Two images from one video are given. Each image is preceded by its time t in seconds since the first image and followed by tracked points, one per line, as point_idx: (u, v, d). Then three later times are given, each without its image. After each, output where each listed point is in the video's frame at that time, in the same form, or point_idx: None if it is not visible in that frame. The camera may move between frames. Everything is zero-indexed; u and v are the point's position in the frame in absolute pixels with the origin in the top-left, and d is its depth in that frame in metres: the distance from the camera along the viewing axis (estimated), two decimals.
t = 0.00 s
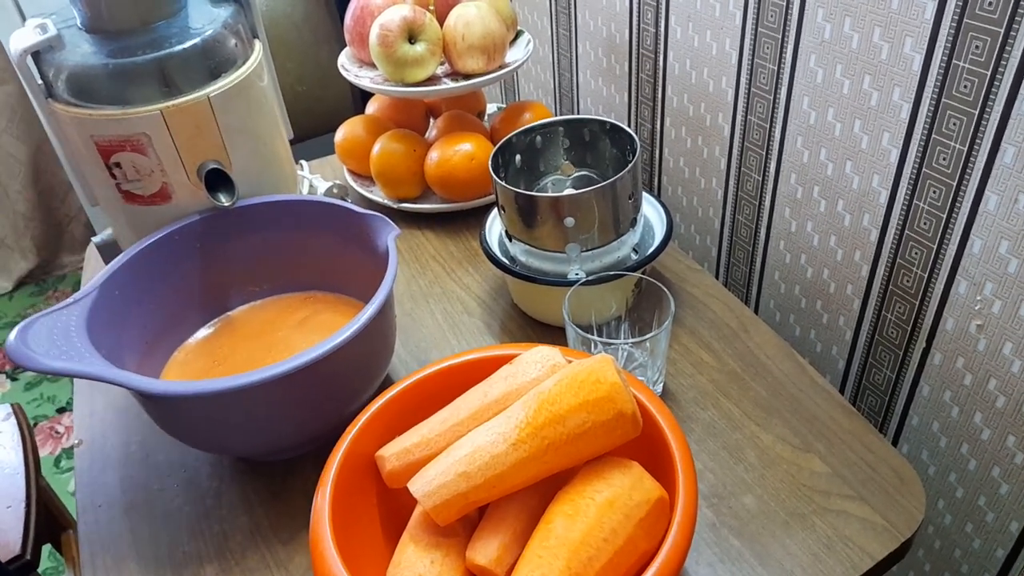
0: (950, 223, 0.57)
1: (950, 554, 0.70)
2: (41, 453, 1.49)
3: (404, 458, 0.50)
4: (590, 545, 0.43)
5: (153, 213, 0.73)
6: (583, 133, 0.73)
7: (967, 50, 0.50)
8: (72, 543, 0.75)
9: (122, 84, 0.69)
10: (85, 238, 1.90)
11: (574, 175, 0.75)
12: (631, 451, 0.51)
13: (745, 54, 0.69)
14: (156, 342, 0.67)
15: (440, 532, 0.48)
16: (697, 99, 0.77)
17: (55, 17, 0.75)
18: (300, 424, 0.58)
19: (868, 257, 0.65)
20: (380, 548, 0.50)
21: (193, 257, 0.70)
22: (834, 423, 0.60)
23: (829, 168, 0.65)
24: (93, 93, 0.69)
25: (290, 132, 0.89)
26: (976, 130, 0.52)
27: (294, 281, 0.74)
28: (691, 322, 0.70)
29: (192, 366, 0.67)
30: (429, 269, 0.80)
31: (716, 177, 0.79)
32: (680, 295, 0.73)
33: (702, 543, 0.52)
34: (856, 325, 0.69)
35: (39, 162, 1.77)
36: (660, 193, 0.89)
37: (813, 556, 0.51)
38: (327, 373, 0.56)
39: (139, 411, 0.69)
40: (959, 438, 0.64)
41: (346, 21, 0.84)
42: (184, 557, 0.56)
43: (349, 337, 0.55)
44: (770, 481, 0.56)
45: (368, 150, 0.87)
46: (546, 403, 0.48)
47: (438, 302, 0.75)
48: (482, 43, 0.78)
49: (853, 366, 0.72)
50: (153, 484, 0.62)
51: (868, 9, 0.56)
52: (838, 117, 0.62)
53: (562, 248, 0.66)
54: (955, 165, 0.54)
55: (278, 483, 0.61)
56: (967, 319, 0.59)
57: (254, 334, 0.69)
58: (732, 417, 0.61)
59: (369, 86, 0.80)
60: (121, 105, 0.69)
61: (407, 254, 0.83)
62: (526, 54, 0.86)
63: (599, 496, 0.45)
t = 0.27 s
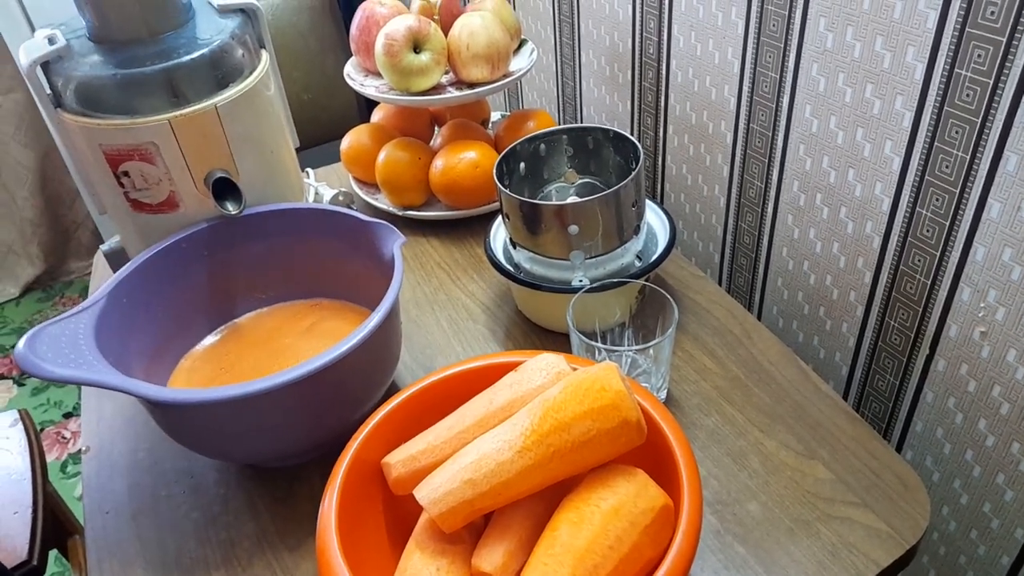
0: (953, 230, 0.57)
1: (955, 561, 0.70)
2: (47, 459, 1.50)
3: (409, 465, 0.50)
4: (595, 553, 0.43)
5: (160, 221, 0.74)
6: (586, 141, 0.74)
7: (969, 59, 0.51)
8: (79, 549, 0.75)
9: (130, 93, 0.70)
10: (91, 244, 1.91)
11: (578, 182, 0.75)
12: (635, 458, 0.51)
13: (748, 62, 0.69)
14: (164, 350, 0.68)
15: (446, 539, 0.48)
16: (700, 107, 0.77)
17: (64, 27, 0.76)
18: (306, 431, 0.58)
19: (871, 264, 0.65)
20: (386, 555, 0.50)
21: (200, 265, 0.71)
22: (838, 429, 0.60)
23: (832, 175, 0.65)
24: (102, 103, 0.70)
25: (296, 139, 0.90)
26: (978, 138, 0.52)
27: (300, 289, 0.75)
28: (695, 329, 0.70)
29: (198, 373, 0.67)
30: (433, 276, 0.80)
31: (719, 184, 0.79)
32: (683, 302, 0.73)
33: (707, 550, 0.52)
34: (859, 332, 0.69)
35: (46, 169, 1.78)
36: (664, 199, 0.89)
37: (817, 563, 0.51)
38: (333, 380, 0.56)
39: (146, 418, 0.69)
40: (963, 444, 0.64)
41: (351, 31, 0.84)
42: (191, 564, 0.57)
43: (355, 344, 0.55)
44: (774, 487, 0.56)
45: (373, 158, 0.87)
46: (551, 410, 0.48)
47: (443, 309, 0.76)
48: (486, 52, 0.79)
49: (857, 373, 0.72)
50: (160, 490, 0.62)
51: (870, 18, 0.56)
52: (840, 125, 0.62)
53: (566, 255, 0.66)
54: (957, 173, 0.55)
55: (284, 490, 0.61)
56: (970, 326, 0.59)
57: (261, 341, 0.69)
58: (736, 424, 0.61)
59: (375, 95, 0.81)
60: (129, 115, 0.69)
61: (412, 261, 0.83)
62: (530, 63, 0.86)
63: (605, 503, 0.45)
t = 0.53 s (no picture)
0: (956, 235, 0.56)
1: (957, 568, 0.69)
2: (44, 462, 1.49)
3: (409, 471, 0.49)
4: (597, 560, 0.43)
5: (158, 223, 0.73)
6: (588, 144, 0.73)
7: (974, 63, 0.50)
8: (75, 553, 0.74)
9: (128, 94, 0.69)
10: (89, 246, 1.90)
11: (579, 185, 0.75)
12: (638, 465, 0.51)
13: (750, 65, 0.69)
14: (161, 353, 0.67)
15: (445, 546, 0.47)
16: (702, 110, 0.77)
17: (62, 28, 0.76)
18: (305, 436, 0.57)
19: (873, 269, 0.65)
20: (386, 561, 0.50)
21: (198, 268, 0.70)
22: (841, 436, 0.60)
23: (834, 179, 0.65)
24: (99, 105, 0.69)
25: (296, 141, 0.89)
26: (982, 143, 0.52)
27: (299, 292, 0.74)
28: (696, 334, 0.70)
29: (196, 377, 0.67)
30: (433, 280, 0.80)
31: (721, 188, 0.79)
32: (685, 307, 0.73)
33: (709, 557, 0.52)
34: (861, 337, 0.69)
35: (44, 170, 1.78)
36: (664, 203, 0.89)
37: (820, 571, 0.51)
38: (332, 385, 0.56)
39: (143, 421, 0.69)
40: (966, 451, 0.64)
41: (351, 32, 0.84)
42: (188, 569, 0.56)
43: (354, 349, 0.55)
44: (776, 494, 0.56)
45: (373, 160, 0.87)
46: (553, 416, 0.47)
47: (442, 312, 0.75)
48: (487, 54, 0.78)
49: (859, 378, 0.72)
50: (157, 495, 0.62)
51: (874, 22, 0.56)
52: (843, 129, 0.62)
53: (567, 259, 0.66)
54: (961, 178, 0.54)
55: (283, 495, 0.61)
56: (973, 332, 0.58)
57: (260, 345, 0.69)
58: (738, 430, 0.61)
59: (375, 97, 0.81)
60: (127, 117, 0.69)
61: (412, 264, 0.83)
62: (531, 65, 0.86)
63: (606, 510, 0.45)
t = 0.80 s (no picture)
0: (963, 238, 0.56)
1: (965, 570, 0.69)
2: (51, 464, 1.50)
3: (416, 473, 0.49)
4: (604, 563, 0.43)
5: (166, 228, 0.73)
6: (593, 147, 0.73)
7: (981, 65, 0.50)
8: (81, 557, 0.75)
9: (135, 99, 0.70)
10: (95, 249, 1.91)
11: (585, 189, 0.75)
12: (645, 467, 0.51)
13: (755, 68, 0.69)
14: (169, 357, 0.67)
15: (452, 549, 0.48)
16: (707, 113, 0.77)
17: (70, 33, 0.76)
18: (312, 439, 0.58)
19: (880, 271, 0.65)
20: (392, 564, 0.50)
21: (205, 272, 0.71)
22: (848, 438, 0.59)
23: (840, 182, 0.65)
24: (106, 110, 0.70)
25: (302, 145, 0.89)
26: (989, 145, 0.52)
27: (305, 296, 0.74)
28: (702, 336, 0.70)
29: (203, 380, 0.67)
30: (438, 283, 0.80)
31: (726, 190, 0.79)
32: (691, 309, 0.73)
33: (716, 560, 0.52)
34: (868, 339, 0.69)
35: (51, 174, 1.79)
36: (670, 205, 0.89)
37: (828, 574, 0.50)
38: (339, 388, 0.56)
39: (150, 424, 0.69)
40: (974, 453, 0.63)
41: (357, 37, 0.84)
42: (195, 572, 0.56)
43: (360, 352, 0.55)
44: (784, 497, 0.56)
45: (378, 163, 0.87)
46: (560, 419, 0.47)
47: (448, 315, 0.76)
48: (492, 58, 0.79)
49: (866, 381, 0.71)
50: (164, 498, 0.62)
51: (880, 24, 0.56)
52: (849, 131, 0.62)
53: (572, 262, 0.66)
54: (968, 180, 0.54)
55: (289, 498, 0.61)
56: (981, 334, 0.58)
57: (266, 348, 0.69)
58: (745, 433, 0.61)
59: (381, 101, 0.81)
60: (135, 122, 0.69)
61: (417, 267, 0.83)
62: (536, 69, 0.86)
63: (614, 513, 0.45)
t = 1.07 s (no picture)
0: (960, 244, 0.56)
1: None
2: (46, 471, 1.49)
3: (413, 481, 0.49)
4: (602, 571, 0.43)
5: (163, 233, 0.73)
6: (591, 152, 0.73)
7: (977, 70, 0.51)
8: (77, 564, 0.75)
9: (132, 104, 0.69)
10: (92, 254, 1.91)
11: (582, 193, 0.75)
12: (642, 474, 0.51)
13: (752, 73, 0.69)
14: (165, 363, 0.67)
15: (450, 557, 0.47)
16: (704, 118, 0.77)
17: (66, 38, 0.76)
18: (309, 446, 0.57)
19: (877, 276, 0.65)
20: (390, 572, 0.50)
21: (201, 278, 0.70)
22: (845, 444, 0.59)
23: (837, 187, 0.65)
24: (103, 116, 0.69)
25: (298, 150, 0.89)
26: (985, 151, 0.52)
27: (302, 301, 0.74)
28: (700, 342, 0.70)
29: (200, 387, 0.67)
30: (436, 288, 0.80)
31: (723, 195, 0.79)
32: (688, 315, 0.73)
33: (714, 567, 0.52)
34: (865, 344, 0.69)
35: (47, 178, 1.79)
36: (667, 210, 0.89)
37: None
38: (336, 395, 0.56)
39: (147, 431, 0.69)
40: (971, 458, 0.63)
41: (354, 41, 0.84)
42: None
43: (357, 359, 0.55)
44: (781, 503, 0.56)
45: (375, 168, 0.87)
46: (558, 426, 0.47)
47: (445, 321, 0.75)
48: (489, 62, 0.79)
49: (863, 386, 0.71)
50: (161, 505, 0.62)
51: (877, 29, 0.56)
52: (846, 136, 0.62)
53: (569, 267, 0.66)
54: (964, 185, 0.54)
55: (286, 505, 0.61)
56: (977, 340, 0.58)
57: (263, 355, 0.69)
58: (742, 439, 0.61)
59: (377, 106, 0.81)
60: (131, 127, 0.69)
61: (414, 273, 0.83)
62: (533, 73, 0.86)
63: (611, 520, 0.45)
